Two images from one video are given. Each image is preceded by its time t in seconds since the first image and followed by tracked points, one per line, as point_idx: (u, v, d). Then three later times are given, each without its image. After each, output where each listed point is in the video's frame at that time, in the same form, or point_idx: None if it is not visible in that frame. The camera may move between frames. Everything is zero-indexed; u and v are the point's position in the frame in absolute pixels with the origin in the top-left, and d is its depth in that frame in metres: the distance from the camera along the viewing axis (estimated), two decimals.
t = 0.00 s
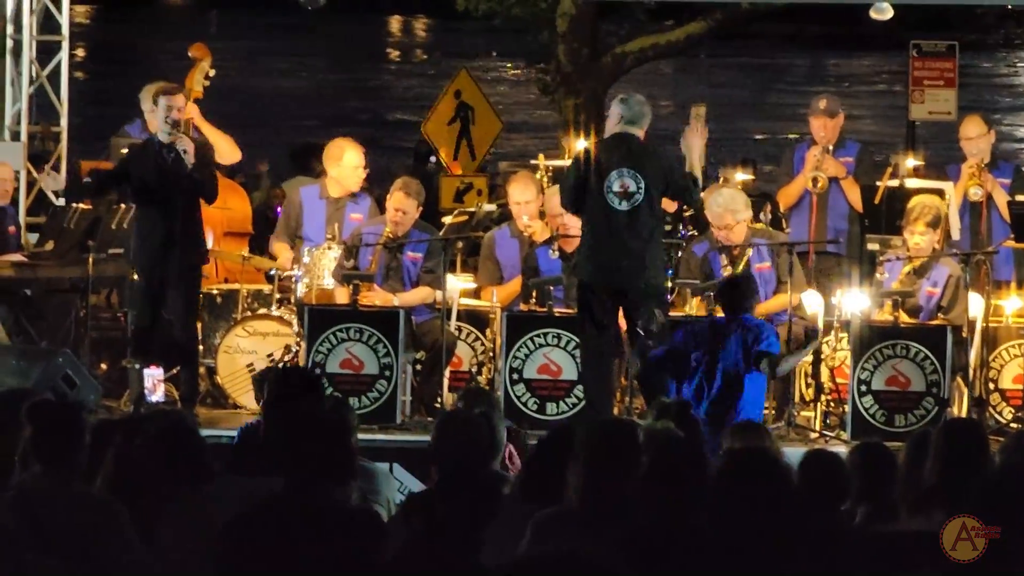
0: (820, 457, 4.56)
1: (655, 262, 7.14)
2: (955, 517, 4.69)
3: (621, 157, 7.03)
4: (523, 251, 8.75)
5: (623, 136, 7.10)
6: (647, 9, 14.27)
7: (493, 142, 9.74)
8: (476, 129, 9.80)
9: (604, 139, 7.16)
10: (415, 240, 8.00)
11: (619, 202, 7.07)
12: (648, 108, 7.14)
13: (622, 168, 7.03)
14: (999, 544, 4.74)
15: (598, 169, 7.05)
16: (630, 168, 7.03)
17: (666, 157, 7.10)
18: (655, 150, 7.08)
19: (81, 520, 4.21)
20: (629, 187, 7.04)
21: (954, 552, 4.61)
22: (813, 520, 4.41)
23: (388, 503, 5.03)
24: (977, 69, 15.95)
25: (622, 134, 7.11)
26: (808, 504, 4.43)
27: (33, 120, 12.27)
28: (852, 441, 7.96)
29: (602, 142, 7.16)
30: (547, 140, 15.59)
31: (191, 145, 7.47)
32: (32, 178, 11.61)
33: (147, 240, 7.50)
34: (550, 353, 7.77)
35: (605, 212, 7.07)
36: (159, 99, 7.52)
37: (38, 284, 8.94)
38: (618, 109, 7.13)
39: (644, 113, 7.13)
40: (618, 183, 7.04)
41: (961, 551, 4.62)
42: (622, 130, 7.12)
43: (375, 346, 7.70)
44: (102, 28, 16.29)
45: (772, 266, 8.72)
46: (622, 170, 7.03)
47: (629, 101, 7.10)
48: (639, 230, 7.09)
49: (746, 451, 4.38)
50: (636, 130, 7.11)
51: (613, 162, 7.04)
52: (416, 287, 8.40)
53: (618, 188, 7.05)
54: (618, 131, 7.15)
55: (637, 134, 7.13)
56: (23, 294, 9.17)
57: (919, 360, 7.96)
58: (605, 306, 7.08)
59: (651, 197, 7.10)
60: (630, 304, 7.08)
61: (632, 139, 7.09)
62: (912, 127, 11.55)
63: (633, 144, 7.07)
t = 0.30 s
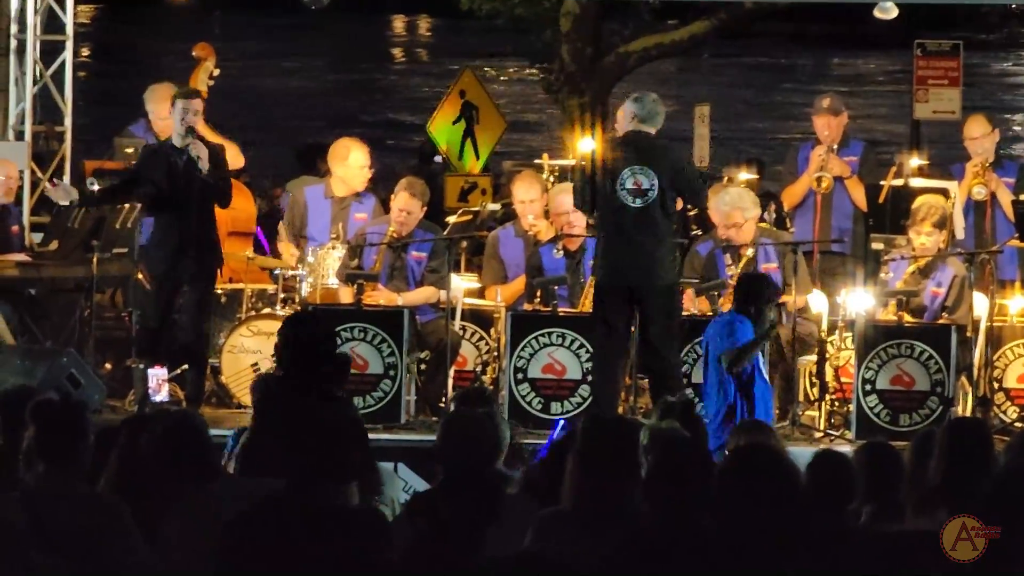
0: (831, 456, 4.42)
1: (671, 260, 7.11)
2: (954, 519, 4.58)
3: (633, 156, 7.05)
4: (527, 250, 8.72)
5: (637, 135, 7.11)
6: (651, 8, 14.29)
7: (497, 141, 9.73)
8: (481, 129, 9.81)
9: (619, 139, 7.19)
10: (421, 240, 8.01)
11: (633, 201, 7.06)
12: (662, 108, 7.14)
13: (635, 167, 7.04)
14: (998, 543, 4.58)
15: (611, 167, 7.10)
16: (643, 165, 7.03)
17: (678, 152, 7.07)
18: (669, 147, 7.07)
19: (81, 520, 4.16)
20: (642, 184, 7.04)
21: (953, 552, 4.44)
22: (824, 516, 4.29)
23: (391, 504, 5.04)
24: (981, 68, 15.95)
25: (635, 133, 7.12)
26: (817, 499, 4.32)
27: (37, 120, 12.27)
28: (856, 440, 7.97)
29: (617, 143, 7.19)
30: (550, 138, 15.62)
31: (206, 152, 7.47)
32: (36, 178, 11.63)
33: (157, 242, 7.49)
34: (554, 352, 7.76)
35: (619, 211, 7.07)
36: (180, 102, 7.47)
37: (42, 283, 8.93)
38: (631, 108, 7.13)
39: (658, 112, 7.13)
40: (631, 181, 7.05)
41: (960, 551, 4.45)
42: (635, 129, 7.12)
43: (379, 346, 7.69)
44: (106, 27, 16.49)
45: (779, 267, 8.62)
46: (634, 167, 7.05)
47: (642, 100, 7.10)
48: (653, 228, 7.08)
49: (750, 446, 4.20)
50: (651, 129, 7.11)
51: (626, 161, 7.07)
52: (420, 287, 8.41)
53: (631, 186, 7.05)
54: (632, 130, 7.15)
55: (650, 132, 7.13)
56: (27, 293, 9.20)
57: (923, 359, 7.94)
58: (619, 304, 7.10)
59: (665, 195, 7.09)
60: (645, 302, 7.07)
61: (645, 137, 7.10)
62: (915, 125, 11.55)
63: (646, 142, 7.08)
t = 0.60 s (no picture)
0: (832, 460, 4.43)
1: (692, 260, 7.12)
2: (955, 521, 4.48)
3: (648, 156, 7.03)
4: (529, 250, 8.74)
5: (650, 136, 7.08)
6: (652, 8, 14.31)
7: (499, 142, 9.71)
8: (483, 132, 9.78)
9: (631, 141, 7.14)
10: (421, 240, 7.96)
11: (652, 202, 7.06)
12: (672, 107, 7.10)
13: (652, 168, 7.01)
14: (997, 544, 4.40)
15: (627, 169, 7.05)
16: (663, 167, 7.00)
17: (693, 152, 7.08)
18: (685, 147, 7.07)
19: (81, 517, 4.14)
20: (661, 185, 7.02)
21: (950, 552, 4.35)
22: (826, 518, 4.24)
23: (394, 504, 5.03)
24: (982, 68, 15.95)
25: (647, 134, 7.09)
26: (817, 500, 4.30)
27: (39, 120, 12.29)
28: (857, 440, 7.97)
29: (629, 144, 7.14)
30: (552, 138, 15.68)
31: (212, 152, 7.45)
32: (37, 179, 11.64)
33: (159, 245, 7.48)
34: (556, 353, 7.75)
35: (639, 212, 7.07)
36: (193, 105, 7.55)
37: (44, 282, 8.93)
38: (643, 109, 7.08)
39: (669, 112, 7.09)
40: (650, 182, 7.02)
41: (959, 552, 4.36)
42: (648, 130, 7.09)
43: (381, 346, 7.69)
44: (110, 28, 16.60)
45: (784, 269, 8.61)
46: (652, 169, 7.02)
47: (653, 101, 7.04)
48: (674, 229, 7.07)
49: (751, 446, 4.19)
50: (663, 129, 7.08)
51: (643, 162, 7.02)
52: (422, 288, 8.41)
53: (650, 187, 7.03)
54: (646, 131, 7.11)
55: (663, 133, 7.10)
56: (28, 293, 9.18)
57: (925, 360, 7.94)
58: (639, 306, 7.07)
59: (683, 195, 7.09)
60: (668, 303, 7.06)
61: (659, 138, 7.07)
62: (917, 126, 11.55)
63: (661, 143, 7.07)
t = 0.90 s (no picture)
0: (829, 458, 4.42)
1: (700, 262, 7.10)
2: (955, 520, 4.41)
3: (653, 155, 7.06)
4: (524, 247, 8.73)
5: (658, 136, 7.13)
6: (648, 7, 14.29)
7: (495, 141, 9.70)
8: (479, 129, 9.76)
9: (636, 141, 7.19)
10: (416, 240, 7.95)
11: (658, 201, 7.07)
12: (677, 108, 7.15)
13: (657, 167, 7.05)
14: (997, 544, 4.35)
15: (632, 168, 7.07)
16: (669, 166, 7.04)
17: (700, 154, 7.11)
18: (690, 147, 7.10)
19: (77, 516, 4.12)
20: (667, 184, 7.05)
21: (950, 552, 4.29)
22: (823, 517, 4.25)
23: (390, 504, 5.01)
24: (978, 67, 15.93)
25: (653, 135, 7.14)
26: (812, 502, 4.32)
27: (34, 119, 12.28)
28: (853, 439, 7.97)
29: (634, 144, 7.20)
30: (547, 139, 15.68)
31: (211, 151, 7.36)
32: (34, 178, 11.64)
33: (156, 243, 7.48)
34: (551, 352, 7.75)
35: (645, 211, 7.06)
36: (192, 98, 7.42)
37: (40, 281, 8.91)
38: (648, 109, 7.15)
39: (674, 113, 7.15)
40: (655, 181, 7.05)
41: (959, 552, 4.29)
42: (653, 131, 7.15)
43: (376, 345, 7.69)
44: (105, 28, 16.55)
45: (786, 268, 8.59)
46: (657, 167, 7.06)
47: (657, 101, 7.11)
48: (682, 228, 7.07)
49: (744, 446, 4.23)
50: (668, 129, 7.12)
51: (648, 161, 7.06)
52: (417, 286, 8.40)
53: (656, 187, 7.06)
54: (651, 131, 7.17)
55: (668, 133, 7.14)
56: (23, 293, 9.04)
57: (920, 358, 7.94)
58: (646, 306, 7.04)
59: (689, 195, 7.10)
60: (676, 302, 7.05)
61: (663, 137, 7.12)
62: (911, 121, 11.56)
63: (665, 142, 7.11)
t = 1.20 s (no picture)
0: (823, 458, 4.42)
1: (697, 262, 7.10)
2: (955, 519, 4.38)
3: (650, 157, 7.03)
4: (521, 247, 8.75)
5: (650, 137, 7.11)
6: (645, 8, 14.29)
7: (491, 142, 9.68)
8: (475, 130, 9.74)
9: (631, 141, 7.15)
10: (412, 240, 7.95)
11: (655, 201, 7.03)
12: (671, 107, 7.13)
13: (654, 168, 7.01)
14: (998, 544, 4.34)
15: (628, 170, 7.03)
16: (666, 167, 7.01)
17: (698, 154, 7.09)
18: (687, 147, 7.09)
19: (77, 518, 4.12)
20: (663, 185, 7.02)
21: (950, 552, 4.25)
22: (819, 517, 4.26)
23: (387, 504, 4.99)
24: (975, 68, 15.93)
25: (648, 134, 7.12)
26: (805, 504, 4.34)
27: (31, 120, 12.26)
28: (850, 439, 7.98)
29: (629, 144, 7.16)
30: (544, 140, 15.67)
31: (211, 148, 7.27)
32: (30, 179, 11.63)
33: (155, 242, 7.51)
34: (548, 353, 7.75)
35: (643, 213, 7.03)
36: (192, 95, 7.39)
37: (37, 281, 8.91)
38: (645, 109, 7.12)
39: (669, 112, 7.12)
40: (652, 182, 7.01)
41: (958, 552, 4.26)
42: (649, 131, 7.13)
43: (373, 346, 7.69)
44: (102, 28, 16.55)
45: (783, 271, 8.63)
46: (655, 168, 7.02)
47: (656, 102, 7.07)
48: (682, 229, 7.05)
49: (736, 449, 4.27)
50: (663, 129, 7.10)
51: (645, 162, 7.03)
52: (414, 287, 8.41)
53: (653, 187, 7.02)
54: (648, 132, 7.13)
55: (663, 133, 7.13)
56: (20, 293, 8.97)
57: (916, 358, 7.93)
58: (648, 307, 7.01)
59: (686, 195, 7.08)
60: (676, 303, 7.04)
61: (660, 138, 7.09)
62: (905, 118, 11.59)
63: (661, 142, 7.08)
